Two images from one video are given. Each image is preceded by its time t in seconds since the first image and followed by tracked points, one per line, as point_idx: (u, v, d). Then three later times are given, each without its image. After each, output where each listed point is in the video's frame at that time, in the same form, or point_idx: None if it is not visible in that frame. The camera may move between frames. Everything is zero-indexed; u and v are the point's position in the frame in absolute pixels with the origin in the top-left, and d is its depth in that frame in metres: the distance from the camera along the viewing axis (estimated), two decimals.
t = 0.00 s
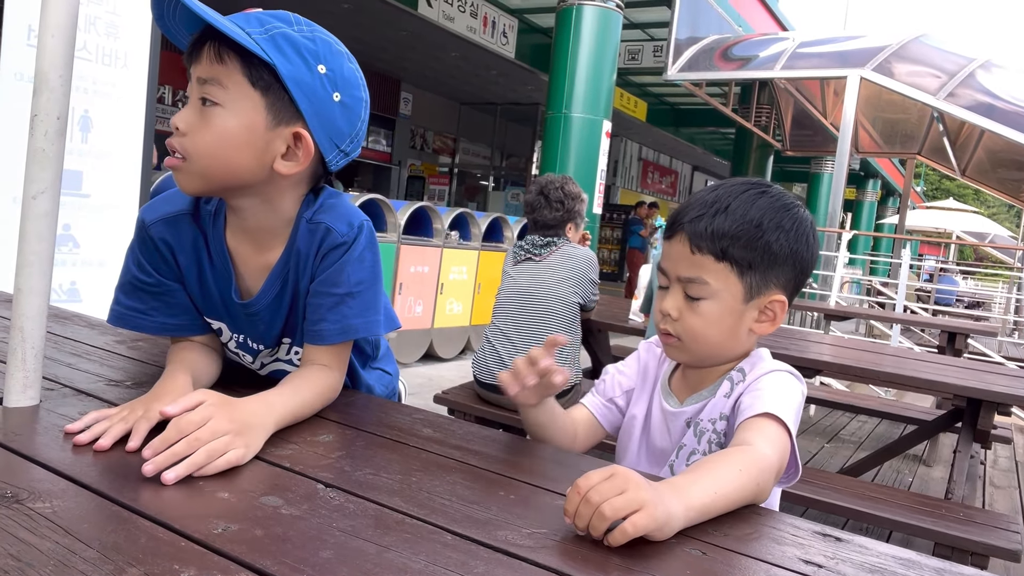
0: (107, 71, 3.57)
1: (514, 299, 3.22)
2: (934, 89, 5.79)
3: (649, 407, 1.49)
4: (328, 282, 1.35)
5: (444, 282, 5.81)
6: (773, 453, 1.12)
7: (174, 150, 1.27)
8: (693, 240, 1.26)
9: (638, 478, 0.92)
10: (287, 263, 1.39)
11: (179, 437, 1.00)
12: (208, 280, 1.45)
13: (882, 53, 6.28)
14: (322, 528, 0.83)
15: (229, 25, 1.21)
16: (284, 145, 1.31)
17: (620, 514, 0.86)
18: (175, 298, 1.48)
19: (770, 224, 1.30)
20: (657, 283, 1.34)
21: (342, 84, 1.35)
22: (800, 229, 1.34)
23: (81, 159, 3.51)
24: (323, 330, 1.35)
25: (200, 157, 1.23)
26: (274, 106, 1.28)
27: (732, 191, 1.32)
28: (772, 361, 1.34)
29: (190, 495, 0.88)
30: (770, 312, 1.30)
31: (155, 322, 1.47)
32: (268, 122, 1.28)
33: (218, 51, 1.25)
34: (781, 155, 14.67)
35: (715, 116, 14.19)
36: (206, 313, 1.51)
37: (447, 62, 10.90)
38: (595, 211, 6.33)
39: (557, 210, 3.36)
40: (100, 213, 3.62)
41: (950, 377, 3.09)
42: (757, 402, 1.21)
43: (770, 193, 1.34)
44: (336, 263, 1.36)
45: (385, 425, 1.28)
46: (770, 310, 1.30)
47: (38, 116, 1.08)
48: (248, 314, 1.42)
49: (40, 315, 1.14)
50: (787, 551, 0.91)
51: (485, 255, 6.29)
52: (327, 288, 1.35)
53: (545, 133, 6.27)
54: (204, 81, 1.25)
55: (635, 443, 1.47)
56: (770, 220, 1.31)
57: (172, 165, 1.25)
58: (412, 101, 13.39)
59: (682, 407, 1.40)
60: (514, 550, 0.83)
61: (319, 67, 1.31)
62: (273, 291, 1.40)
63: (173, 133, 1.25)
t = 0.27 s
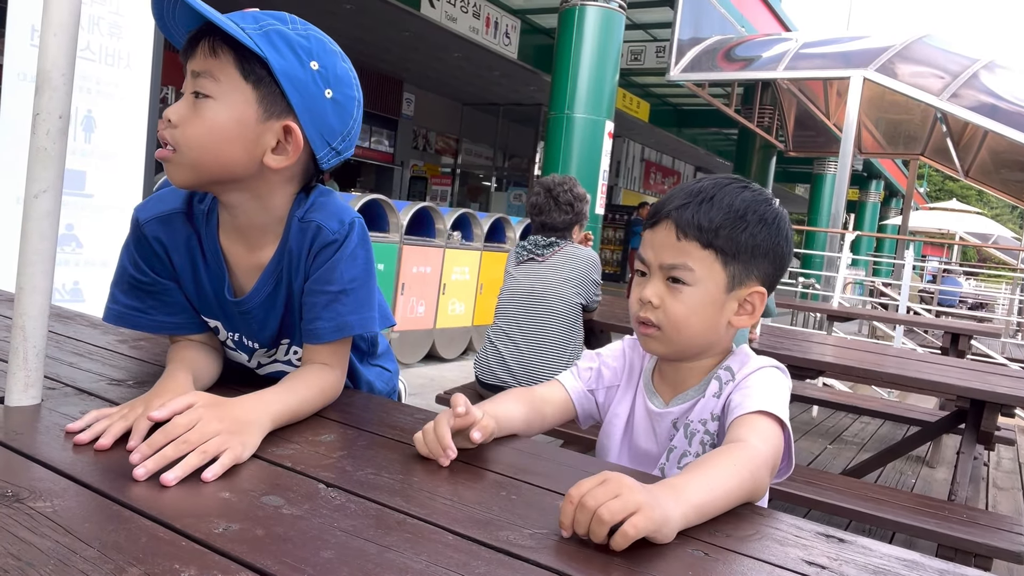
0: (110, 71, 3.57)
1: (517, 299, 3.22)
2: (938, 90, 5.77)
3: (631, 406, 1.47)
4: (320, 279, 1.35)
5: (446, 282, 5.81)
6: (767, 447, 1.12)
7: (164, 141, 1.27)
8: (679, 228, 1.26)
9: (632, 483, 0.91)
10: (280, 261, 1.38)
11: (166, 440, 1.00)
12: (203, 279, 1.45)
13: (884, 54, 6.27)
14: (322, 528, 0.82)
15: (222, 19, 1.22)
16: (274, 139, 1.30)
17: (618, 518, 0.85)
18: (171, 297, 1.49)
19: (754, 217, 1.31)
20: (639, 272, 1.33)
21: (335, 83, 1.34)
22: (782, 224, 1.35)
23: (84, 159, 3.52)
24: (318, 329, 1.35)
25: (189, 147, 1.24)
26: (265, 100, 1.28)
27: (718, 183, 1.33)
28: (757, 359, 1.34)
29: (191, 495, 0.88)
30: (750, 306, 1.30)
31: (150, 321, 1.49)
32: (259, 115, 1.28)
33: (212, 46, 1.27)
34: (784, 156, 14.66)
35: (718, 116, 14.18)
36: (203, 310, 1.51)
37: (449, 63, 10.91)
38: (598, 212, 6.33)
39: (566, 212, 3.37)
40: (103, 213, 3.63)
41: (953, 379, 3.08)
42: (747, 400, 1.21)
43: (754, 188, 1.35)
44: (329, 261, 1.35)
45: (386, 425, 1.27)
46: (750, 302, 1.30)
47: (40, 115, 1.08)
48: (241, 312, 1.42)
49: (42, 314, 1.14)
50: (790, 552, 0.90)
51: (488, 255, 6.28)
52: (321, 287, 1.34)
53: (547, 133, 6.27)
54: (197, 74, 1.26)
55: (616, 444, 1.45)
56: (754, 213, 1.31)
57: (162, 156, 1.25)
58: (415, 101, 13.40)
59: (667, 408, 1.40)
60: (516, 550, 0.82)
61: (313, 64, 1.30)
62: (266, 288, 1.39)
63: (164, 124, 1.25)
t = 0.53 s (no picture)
0: (113, 72, 3.58)
1: (519, 299, 3.22)
2: (939, 90, 5.76)
3: (634, 414, 1.47)
4: (326, 280, 1.35)
5: (448, 282, 5.81)
6: (768, 448, 1.12)
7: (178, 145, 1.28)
8: (667, 240, 1.26)
9: (635, 485, 0.91)
10: (289, 259, 1.39)
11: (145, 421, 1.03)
12: (214, 278, 1.46)
13: (886, 55, 6.27)
14: (325, 527, 0.83)
15: (231, 22, 1.23)
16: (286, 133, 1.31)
17: (622, 520, 0.85)
18: (180, 292, 1.49)
19: (743, 228, 1.31)
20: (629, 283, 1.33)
21: (340, 80, 1.35)
22: (771, 234, 1.35)
23: (87, 159, 3.52)
24: (324, 328, 1.35)
25: (202, 147, 1.24)
26: (274, 100, 1.28)
27: (706, 194, 1.33)
28: (752, 363, 1.34)
29: (194, 494, 0.88)
30: (741, 314, 1.31)
31: (168, 316, 1.49)
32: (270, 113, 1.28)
33: (222, 51, 1.28)
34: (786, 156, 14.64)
35: (720, 117, 14.17)
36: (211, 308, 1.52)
37: (451, 63, 10.91)
38: (599, 213, 6.33)
39: (568, 213, 3.38)
40: (106, 213, 3.64)
41: (955, 379, 3.08)
42: (743, 403, 1.21)
43: (743, 198, 1.35)
44: (336, 261, 1.36)
45: (388, 425, 1.28)
46: (741, 311, 1.30)
47: (43, 115, 1.08)
48: (250, 308, 1.43)
49: (46, 312, 1.14)
50: (792, 552, 0.90)
51: (490, 255, 6.29)
52: (327, 286, 1.35)
53: (549, 133, 6.27)
54: (208, 77, 1.27)
55: (618, 452, 1.45)
56: (742, 224, 1.31)
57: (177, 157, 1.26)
58: (417, 101, 13.41)
59: (666, 414, 1.40)
60: (519, 550, 0.82)
61: (318, 62, 1.31)
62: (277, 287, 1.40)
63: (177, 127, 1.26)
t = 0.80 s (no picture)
0: (114, 72, 3.58)
1: (519, 299, 3.21)
2: (940, 90, 5.76)
3: (631, 407, 1.47)
4: (330, 275, 1.35)
5: (448, 282, 5.81)
6: (771, 447, 1.12)
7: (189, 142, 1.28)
8: (672, 222, 1.26)
9: (634, 487, 0.91)
10: (293, 259, 1.39)
11: (130, 415, 1.06)
12: (218, 278, 1.46)
13: (887, 55, 6.26)
14: (325, 527, 0.82)
15: (254, 29, 1.25)
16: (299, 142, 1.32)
17: (620, 525, 0.85)
18: (185, 290, 1.49)
19: (747, 213, 1.31)
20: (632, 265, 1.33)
21: (354, 93, 1.38)
22: (776, 220, 1.34)
23: (88, 160, 3.52)
24: (327, 324, 1.35)
25: (215, 146, 1.24)
26: (290, 106, 1.30)
27: (712, 178, 1.33)
28: (754, 351, 1.34)
29: (194, 494, 0.88)
30: (744, 300, 1.30)
31: (172, 315, 1.48)
32: (286, 119, 1.29)
33: (242, 55, 1.29)
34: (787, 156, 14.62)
35: (721, 117, 14.17)
36: (213, 307, 1.53)
37: (452, 64, 10.91)
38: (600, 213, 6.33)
39: (580, 215, 3.41)
40: (107, 213, 3.64)
41: (957, 379, 3.07)
42: (746, 395, 1.21)
43: (749, 183, 1.35)
44: (340, 258, 1.36)
45: (389, 425, 1.27)
46: (743, 297, 1.30)
47: (43, 115, 1.08)
48: (255, 305, 1.43)
49: (46, 312, 1.14)
50: (792, 552, 0.90)
51: (490, 255, 6.28)
52: (332, 282, 1.35)
53: (550, 134, 6.27)
54: (225, 80, 1.28)
55: (618, 449, 1.45)
56: (747, 209, 1.31)
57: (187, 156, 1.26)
58: (417, 102, 13.41)
59: (666, 405, 1.40)
60: (519, 550, 0.82)
61: (335, 75, 1.34)
62: (280, 285, 1.40)
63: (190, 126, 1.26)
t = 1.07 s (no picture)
0: (113, 70, 3.58)
1: (520, 297, 3.22)
2: (940, 89, 5.75)
3: (636, 411, 1.47)
4: (330, 273, 1.36)
5: (449, 281, 5.81)
6: (771, 445, 1.13)
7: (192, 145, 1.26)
8: (674, 228, 1.26)
9: (637, 486, 0.91)
10: (294, 257, 1.40)
11: (131, 413, 1.05)
12: (220, 277, 1.46)
13: (887, 53, 6.25)
14: (325, 524, 0.83)
15: (255, 33, 1.25)
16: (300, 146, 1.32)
17: (625, 525, 0.85)
18: (186, 291, 1.48)
19: (748, 219, 1.31)
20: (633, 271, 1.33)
21: (352, 98, 1.39)
22: (777, 225, 1.35)
23: (88, 158, 3.52)
24: (326, 321, 1.35)
25: (219, 149, 1.24)
26: (292, 110, 1.30)
27: (712, 184, 1.33)
28: (756, 355, 1.34)
29: (195, 491, 0.88)
30: (745, 306, 1.31)
31: (172, 316, 1.47)
32: (288, 122, 1.29)
33: (242, 58, 1.28)
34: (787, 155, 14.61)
35: (721, 115, 14.16)
36: (213, 304, 1.53)
37: (452, 62, 10.91)
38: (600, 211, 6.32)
39: (577, 212, 3.40)
40: (107, 211, 3.64)
41: (957, 377, 3.08)
42: (750, 397, 1.22)
43: (749, 189, 1.35)
44: (339, 255, 1.36)
45: (389, 422, 1.27)
46: (745, 303, 1.31)
47: (44, 113, 1.08)
48: (258, 304, 1.43)
49: (47, 310, 1.14)
50: (793, 549, 0.90)
51: (490, 254, 6.28)
52: (331, 279, 1.35)
53: (550, 132, 6.27)
54: (227, 84, 1.27)
55: (621, 451, 1.45)
56: (748, 215, 1.31)
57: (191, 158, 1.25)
58: (417, 100, 13.40)
59: (671, 410, 1.40)
60: (519, 546, 0.82)
61: (335, 80, 1.35)
62: (282, 285, 1.40)
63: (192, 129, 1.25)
